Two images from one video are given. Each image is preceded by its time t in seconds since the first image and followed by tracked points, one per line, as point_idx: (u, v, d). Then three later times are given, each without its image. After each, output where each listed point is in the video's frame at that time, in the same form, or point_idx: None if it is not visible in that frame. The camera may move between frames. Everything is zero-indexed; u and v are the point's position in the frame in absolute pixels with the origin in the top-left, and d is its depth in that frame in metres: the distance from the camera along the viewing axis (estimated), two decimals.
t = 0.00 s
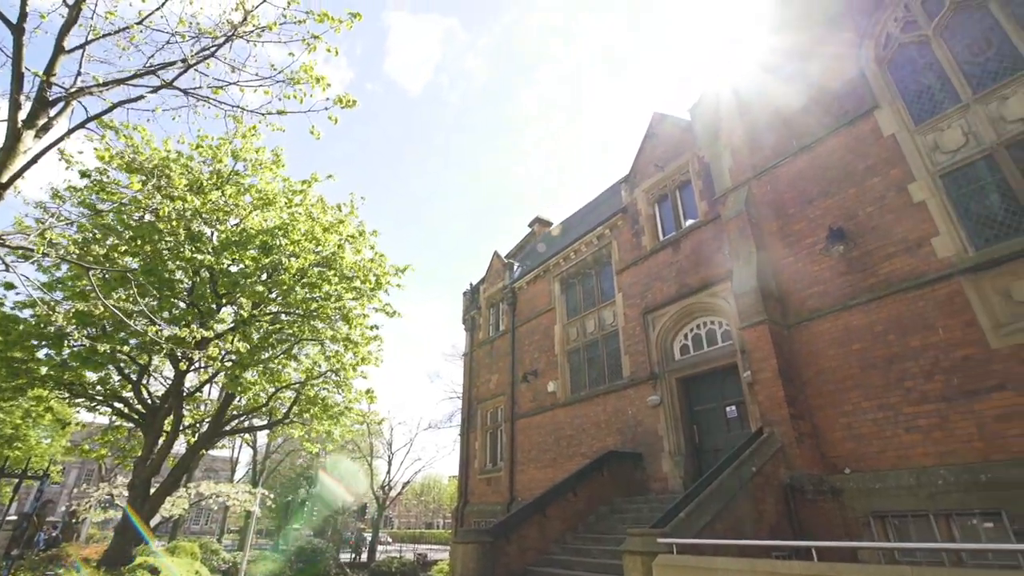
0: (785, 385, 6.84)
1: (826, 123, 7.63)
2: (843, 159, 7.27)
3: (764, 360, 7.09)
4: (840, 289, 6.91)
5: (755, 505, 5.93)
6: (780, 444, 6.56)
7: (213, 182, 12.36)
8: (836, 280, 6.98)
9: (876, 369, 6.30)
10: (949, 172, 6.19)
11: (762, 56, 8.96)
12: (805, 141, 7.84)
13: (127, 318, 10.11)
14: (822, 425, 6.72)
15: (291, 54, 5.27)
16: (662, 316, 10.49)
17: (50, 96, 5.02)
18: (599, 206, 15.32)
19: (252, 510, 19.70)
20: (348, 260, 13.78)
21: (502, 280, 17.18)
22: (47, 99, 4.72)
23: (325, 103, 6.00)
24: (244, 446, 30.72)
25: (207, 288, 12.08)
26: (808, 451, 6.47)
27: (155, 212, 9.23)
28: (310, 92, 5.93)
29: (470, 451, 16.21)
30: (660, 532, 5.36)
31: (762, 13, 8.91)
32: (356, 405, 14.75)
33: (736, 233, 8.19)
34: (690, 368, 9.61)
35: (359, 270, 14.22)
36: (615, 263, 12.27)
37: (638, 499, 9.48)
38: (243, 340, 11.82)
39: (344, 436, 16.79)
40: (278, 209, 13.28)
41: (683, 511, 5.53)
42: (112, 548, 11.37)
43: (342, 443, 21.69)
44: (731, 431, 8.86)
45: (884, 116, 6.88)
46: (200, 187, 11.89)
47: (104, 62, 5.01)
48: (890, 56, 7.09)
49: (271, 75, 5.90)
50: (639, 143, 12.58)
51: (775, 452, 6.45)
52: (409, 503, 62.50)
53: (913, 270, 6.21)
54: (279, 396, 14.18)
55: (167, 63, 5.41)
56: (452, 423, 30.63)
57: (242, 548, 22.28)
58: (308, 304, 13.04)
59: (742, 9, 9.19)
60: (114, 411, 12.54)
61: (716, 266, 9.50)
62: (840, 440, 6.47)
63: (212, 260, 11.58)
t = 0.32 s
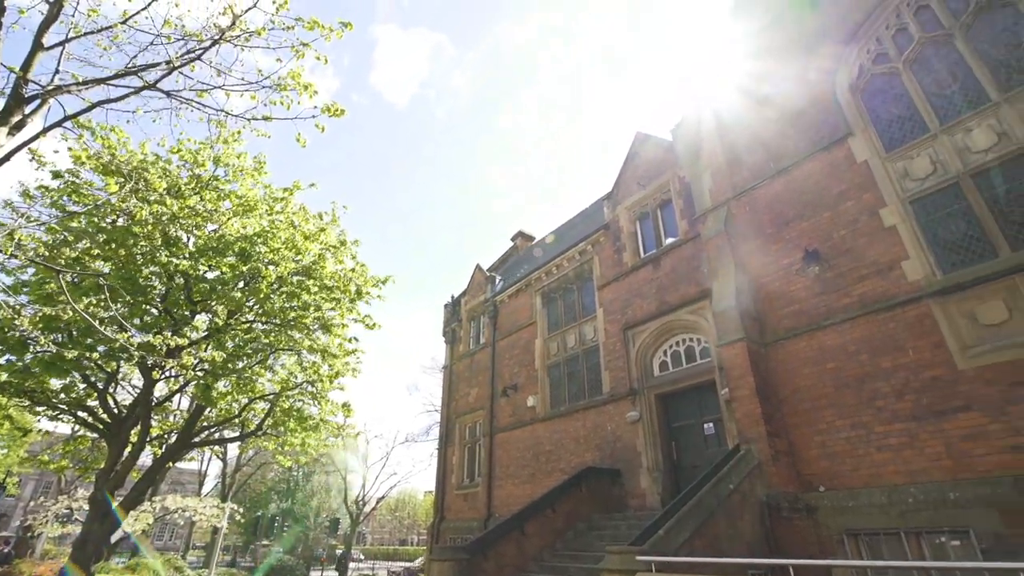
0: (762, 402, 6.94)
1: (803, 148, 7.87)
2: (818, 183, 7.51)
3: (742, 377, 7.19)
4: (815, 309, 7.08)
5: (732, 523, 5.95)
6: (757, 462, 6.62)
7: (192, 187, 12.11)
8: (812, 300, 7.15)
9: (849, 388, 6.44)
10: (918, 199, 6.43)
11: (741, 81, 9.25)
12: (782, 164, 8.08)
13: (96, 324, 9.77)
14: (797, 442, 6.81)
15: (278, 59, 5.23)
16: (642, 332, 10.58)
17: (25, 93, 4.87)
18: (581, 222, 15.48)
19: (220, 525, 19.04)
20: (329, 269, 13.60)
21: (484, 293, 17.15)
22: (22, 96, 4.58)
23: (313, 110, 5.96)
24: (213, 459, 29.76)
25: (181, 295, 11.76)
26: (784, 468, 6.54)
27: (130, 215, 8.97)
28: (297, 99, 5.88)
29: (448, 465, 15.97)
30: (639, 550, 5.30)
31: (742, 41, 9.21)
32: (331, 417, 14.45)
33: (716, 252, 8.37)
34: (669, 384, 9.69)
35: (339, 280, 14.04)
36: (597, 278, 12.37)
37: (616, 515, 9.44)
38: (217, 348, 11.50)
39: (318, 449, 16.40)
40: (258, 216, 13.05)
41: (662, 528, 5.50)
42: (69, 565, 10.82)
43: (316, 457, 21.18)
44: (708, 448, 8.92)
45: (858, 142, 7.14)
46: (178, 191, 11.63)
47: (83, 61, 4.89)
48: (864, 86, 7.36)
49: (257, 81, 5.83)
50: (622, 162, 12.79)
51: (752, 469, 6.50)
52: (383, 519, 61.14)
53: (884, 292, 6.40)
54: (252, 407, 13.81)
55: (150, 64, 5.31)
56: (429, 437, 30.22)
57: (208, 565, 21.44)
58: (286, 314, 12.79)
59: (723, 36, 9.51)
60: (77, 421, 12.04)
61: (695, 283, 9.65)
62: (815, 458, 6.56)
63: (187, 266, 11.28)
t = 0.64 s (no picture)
0: (740, 421, 7.01)
1: (781, 173, 8.11)
2: (795, 207, 7.72)
3: (720, 396, 7.27)
4: (792, 329, 7.23)
5: (710, 541, 5.94)
6: (735, 480, 6.67)
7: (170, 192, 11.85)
8: (787, 321, 7.32)
9: (824, 408, 6.55)
10: (890, 225, 6.66)
11: (722, 106, 9.52)
12: (761, 188, 8.30)
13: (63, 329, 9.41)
14: (774, 461, 6.89)
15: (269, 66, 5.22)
16: (623, 349, 10.65)
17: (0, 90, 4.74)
18: (565, 238, 15.61)
19: (185, 543, 18.31)
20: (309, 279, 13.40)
21: (466, 307, 17.12)
22: None
23: (301, 118, 5.93)
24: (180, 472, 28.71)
25: (154, 302, 11.45)
26: (760, 487, 6.59)
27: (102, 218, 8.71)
28: (284, 107, 5.84)
29: (425, 482, 15.70)
30: (618, 569, 5.23)
31: (724, 68, 9.54)
32: (307, 431, 14.11)
33: (695, 271, 8.59)
34: (649, 402, 9.74)
35: (320, 290, 13.86)
36: (579, 295, 12.45)
37: (594, 534, 9.36)
38: (190, 357, 11.18)
39: (291, 464, 15.95)
40: (238, 223, 12.82)
41: (641, 547, 5.46)
42: None
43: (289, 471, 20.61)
44: (686, 467, 8.95)
45: (833, 169, 7.38)
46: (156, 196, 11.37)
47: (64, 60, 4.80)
48: (838, 116, 7.65)
49: (244, 86, 5.78)
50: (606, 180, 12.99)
51: (729, 488, 6.54)
52: (356, 536, 59.54)
53: (857, 314, 6.57)
54: (224, 419, 13.42)
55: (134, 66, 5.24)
56: (406, 452, 29.72)
57: None
58: (263, 324, 12.53)
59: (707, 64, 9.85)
60: (37, 431, 11.53)
61: (676, 302, 9.78)
62: (791, 477, 6.64)
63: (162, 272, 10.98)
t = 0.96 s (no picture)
0: (720, 441, 7.04)
1: (762, 197, 8.31)
2: (775, 231, 7.91)
3: (701, 416, 7.30)
4: (771, 351, 7.34)
5: (690, 562, 5.91)
6: (714, 501, 6.67)
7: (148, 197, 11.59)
8: (767, 343, 7.44)
9: (802, 430, 6.62)
10: (865, 251, 6.85)
11: (706, 131, 9.76)
12: (743, 211, 8.48)
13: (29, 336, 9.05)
14: (753, 482, 6.92)
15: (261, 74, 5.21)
16: (605, 368, 10.66)
17: None
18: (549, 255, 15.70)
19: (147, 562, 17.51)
20: (289, 290, 13.20)
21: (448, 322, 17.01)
22: None
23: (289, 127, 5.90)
24: (144, 487, 27.58)
25: (126, 310, 11.12)
26: (739, 508, 6.60)
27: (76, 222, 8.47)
28: (272, 115, 5.80)
29: (401, 500, 15.38)
30: None
31: (707, 94, 9.80)
32: (281, 445, 13.74)
33: (678, 291, 8.66)
34: (629, 421, 9.74)
35: (301, 302, 13.67)
36: (562, 313, 12.48)
37: (573, 555, 9.24)
38: (162, 367, 10.83)
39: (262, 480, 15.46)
40: (217, 231, 12.58)
41: (621, 568, 5.39)
42: None
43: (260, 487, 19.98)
44: (666, 487, 8.93)
45: (812, 195, 7.59)
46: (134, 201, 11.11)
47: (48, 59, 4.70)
48: (817, 144, 7.90)
49: (233, 93, 5.74)
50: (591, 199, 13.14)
51: (709, 508, 6.53)
52: (327, 557, 57.73)
53: (834, 338, 6.71)
54: (194, 432, 12.98)
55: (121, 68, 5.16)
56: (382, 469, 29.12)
57: None
58: (240, 334, 12.24)
59: (690, 90, 10.14)
60: None
61: (658, 322, 9.86)
62: (770, 498, 6.67)
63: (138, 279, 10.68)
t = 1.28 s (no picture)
0: (702, 463, 7.03)
1: (744, 221, 8.47)
2: (757, 254, 8.05)
3: (684, 437, 7.29)
4: (753, 373, 7.40)
5: None
6: (697, 523, 6.62)
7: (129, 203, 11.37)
8: (749, 365, 7.50)
9: (783, 452, 6.65)
10: (845, 276, 7.00)
11: (690, 155, 9.97)
12: (726, 233, 8.63)
13: None
14: (735, 504, 6.89)
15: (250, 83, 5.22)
16: (588, 387, 10.63)
17: None
18: (535, 273, 15.73)
19: None
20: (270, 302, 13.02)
21: (431, 338, 16.86)
22: None
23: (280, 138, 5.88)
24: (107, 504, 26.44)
25: (99, 318, 10.78)
26: (721, 530, 6.56)
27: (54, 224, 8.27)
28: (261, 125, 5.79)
29: (378, 520, 15.00)
30: None
31: (691, 119, 10.04)
32: (255, 461, 13.35)
33: (662, 312, 8.71)
34: (612, 442, 9.70)
35: (281, 314, 13.49)
36: (546, 331, 12.47)
37: None
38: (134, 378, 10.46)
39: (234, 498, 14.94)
40: (199, 240, 12.36)
41: None
42: None
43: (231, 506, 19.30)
44: (648, 508, 8.87)
45: (793, 220, 7.76)
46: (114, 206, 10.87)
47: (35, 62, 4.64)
48: (798, 171, 8.12)
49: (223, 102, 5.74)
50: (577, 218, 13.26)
51: (691, 531, 6.47)
52: None
53: (815, 360, 6.80)
54: (164, 447, 12.52)
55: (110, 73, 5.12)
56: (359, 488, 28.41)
57: None
58: (218, 346, 11.95)
59: (675, 115, 10.37)
60: None
61: (642, 342, 9.89)
62: (751, 521, 6.65)
63: (115, 287, 10.38)
